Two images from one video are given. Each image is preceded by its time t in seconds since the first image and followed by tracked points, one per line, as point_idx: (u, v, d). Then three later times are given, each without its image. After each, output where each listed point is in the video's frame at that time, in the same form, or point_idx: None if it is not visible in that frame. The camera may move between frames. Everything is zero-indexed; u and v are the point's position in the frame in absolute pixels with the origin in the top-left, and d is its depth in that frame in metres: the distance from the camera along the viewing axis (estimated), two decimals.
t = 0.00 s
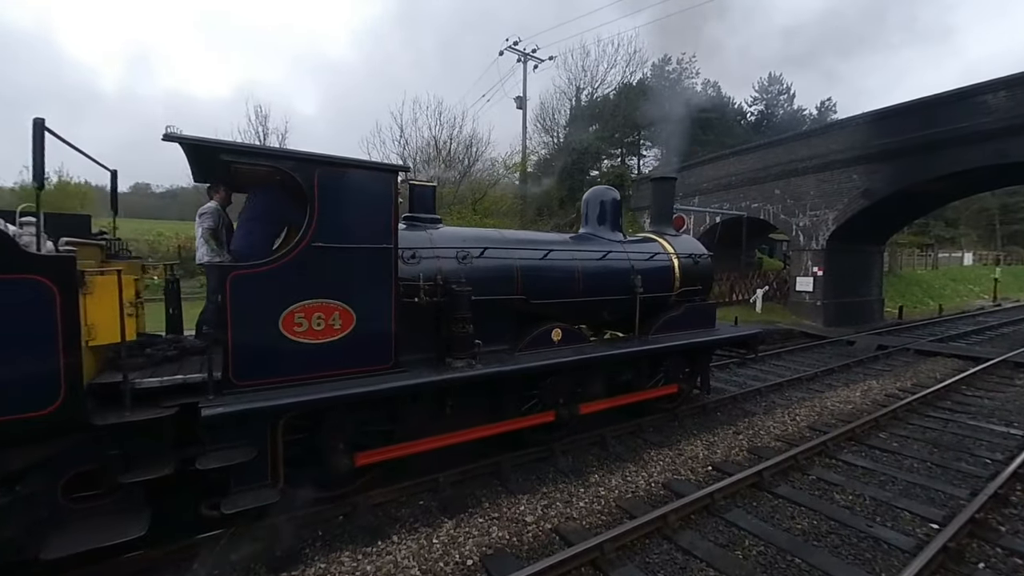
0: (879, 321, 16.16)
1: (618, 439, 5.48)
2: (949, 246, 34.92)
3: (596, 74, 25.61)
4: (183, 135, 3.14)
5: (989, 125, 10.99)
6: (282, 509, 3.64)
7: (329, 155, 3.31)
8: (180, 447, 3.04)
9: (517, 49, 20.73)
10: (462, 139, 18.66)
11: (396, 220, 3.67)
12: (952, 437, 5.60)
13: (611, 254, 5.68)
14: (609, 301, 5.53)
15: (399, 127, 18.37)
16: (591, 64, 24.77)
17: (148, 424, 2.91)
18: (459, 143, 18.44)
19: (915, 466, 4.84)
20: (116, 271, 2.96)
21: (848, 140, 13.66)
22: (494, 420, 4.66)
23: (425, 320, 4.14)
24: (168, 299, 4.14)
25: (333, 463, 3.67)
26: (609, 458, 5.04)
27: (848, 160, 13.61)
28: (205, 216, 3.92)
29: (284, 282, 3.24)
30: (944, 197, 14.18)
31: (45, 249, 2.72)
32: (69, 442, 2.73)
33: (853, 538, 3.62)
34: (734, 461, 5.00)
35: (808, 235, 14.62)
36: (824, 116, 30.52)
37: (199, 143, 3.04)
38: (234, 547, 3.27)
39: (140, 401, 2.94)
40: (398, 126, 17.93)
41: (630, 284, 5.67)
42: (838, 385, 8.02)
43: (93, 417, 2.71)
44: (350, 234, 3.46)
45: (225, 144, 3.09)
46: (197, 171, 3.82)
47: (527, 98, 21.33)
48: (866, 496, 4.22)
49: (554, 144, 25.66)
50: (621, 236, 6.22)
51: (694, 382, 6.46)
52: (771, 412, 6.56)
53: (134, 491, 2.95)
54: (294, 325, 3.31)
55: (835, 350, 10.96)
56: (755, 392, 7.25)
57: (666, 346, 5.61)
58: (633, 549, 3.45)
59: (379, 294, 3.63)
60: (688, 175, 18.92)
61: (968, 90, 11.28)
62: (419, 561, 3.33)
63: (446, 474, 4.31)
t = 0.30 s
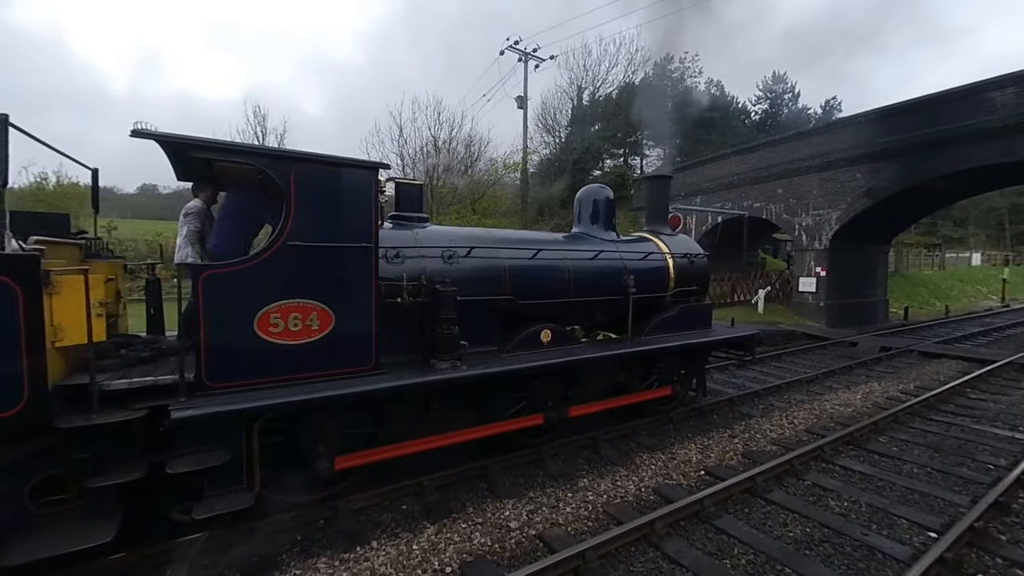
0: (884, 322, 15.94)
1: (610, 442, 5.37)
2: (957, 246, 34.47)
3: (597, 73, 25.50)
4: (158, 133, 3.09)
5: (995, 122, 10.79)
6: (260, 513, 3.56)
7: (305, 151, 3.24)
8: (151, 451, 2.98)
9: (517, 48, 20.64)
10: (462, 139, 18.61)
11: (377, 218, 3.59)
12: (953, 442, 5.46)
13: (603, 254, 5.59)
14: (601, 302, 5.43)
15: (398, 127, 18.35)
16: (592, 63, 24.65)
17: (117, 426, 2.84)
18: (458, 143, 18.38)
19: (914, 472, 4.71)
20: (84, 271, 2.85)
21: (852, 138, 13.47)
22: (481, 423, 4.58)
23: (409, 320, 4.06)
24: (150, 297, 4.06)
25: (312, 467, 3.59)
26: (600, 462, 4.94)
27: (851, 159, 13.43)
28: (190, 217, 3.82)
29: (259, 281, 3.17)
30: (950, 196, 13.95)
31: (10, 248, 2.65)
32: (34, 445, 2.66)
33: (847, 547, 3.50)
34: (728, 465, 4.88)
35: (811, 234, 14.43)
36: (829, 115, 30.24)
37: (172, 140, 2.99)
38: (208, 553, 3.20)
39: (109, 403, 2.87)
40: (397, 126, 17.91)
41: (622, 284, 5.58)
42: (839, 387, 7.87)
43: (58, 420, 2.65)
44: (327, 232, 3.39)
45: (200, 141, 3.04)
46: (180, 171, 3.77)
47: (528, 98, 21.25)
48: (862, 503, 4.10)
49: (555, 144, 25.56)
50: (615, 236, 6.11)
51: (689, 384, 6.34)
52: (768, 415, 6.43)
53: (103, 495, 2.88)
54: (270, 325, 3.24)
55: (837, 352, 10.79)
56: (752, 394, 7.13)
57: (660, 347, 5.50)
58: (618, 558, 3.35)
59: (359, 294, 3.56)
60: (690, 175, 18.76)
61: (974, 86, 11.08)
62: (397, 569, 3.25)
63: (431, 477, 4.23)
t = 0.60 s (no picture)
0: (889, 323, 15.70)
1: (602, 446, 5.28)
2: (966, 246, 33.98)
3: (600, 72, 25.35)
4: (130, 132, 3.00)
5: (1003, 119, 10.57)
6: (237, 519, 3.50)
7: (280, 149, 3.17)
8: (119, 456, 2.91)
9: (518, 47, 20.55)
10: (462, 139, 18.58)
11: (356, 217, 3.52)
12: (955, 448, 5.31)
13: (595, 254, 5.49)
14: (592, 303, 5.33)
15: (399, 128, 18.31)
16: (595, 63, 24.52)
17: (84, 431, 2.79)
18: (458, 143, 18.33)
19: (914, 479, 4.57)
20: (48, 272, 2.82)
21: (857, 136, 13.25)
22: (467, 427, 4.49)
23: (393, 322, 3.99)
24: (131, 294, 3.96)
25: (290, 472, 3.52)
26: (590, 467, 4.84)
27: (855, 158, 13.22)
28: (177, 214, 3.54)
29: (234, 282, 3.11)
30: (957, 195, 13.70)
31: None
32: None
33: (840, 559, 3.38)
34: (721, 471, 4.77)
35: (815, 234, 14.24)
36: (835, 114, 29.91)
37: (147, 140, 2.91)
38: (182, 560, 3.14)
39: (76, 408, 2.81)
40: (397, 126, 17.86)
41: (614, 285, 5.49)
42: (839, 390, 7.72)
43: (22, 425, 2.59)
44: (304, 232, 3.32)
45: (173, 139, 2.96)
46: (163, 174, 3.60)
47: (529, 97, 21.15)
48: (857, 511, 3.97)
49: (557, 144, 25.45)
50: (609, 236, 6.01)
51: (684, 387, 6.22)
52: (766, 419, 6.30)
53: (71, 501, 2.82)
54: (244, 328, 3.17)
55: (839, 354, 10.62)
56: (750, 397, 6.99)
57: (653, 350, 5.40)
58: (601, 568, 3.26)
59: (338, 295, 3.49)
60: (692, 174, 18.58)
61: (982, 83, 10.86)
62: None
63: (415, 482, 4.16)
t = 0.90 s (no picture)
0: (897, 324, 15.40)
1: (595, 450, 5.15)
2: (978, 245, 33.39)
3: (603, 71, 25.19)
4: (100, 125, 2.92)
5: (1014, 115, 10.29)
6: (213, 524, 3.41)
7: (254, 144, 3.09)
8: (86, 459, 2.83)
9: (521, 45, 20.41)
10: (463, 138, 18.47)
11: (334, 214, 3.43)
12: (962, 454, 5.12)
13: (588, 253, 5.35)
14: (585, 303, 5.20)
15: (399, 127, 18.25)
16: (598, 61, 24.35)
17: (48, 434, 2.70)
18: (459, 142, 18.22)
19: (917, 487, 4.39)
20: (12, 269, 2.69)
21: (864, 134, 12.98)
22: (454, 430, 4.38)
23: (376, 322, 3.89)
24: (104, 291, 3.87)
25: (267, 476, 3.42)
26: (581, 472, 4.72)
27: (862, 156, 12.98)
28: (158, 210, 3.42)
29: (205, 280, 3.02)
30: (967, 194, 13.39)
31: None
32: None
33: (836, 571, 3.24)
34: (716, 476, 4.63)
35: (820, 234, 13.98)
36: (843, 112, 29.51)
37: (119, 134, 2.81)
38: (152, 566, 3.05)
39: (40, 410, 2.73)
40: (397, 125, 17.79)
41: (608, 284, 5.35)
42: (843, 393, 7.52)
43: None
44: (279, 229, 3.24)
45: (140, 133, 2.85)
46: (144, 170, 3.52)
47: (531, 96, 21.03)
48: (856, 520, 3.82)
49: (560, 143, 25.30)
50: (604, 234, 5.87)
51: (681, 389, 6.07)
52: (765, 422, 6.13)
53: (36, 505, 2.74)
54: (217, 327, 3.09)
55: (844, 355, 10.39)
56: (750, 400, 6.82)
57: (648, 351, 5.26)
58: None
59: (315, 294, 3.40)
60: (696, 173, 18.36)
61: (993, 78, 10.59)
62: None
63: (400, 486, 4.06)
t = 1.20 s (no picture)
0: (906, 325, 15.10)
1: (588, 454, 5.01)
2: (991, 245, 32.76)
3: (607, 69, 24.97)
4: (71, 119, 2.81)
5: None
6: (188, 529, 3.32)
7: (227, 139, 2.98)
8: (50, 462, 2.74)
9: (523, 42, 20.25)
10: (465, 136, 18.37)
11: (311, 212, 3.32)
12: (971, 461, 4.93)
13: (582, 251, 5.21)
14: (579, 303, 5.06)
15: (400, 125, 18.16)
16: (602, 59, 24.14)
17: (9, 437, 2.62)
18: (460, 139, 18.09)
19: (923, 496, 4.21)
20: None
21: (872, 130, 12.71)
22: (440, 434, 4.26)
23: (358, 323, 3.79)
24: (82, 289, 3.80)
25: (244, 481, 3.33)
26: (573, 477, 4.59)
27: (870, 153, 12.71)
28: (129, 208, 3.29)
29: (176, 279, 2.92)
30: (979, 191, 13.06)
31: None
32: None
33: None
34: (712, 482, 4.47)
35: (827, 233, 13.72)
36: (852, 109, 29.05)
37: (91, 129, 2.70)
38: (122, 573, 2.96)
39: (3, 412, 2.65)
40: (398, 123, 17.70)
41: (602, 283, 5.20)
42: (848, 396, 7.32)
43: None
44: (255, 226, 3.14)
45: (114, 128, 2.74)
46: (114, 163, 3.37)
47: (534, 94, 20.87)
48: (857, 531, 3.66)
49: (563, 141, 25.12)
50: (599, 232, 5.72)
51: (679, 391, 5.91)
52: (766, 426, 5.95)
53: None
54: (188, 328, 2.99)
55: (850, 357, 10.17)
56: (751, 403, 6.65)
57: (643, 352, 5.10)
58: None
59: (293, 293, 3.30)
60: (700, 172, 18.12)
61: (1005, 72, 10.28)
62: None
63: (384, 491, 3.95)
